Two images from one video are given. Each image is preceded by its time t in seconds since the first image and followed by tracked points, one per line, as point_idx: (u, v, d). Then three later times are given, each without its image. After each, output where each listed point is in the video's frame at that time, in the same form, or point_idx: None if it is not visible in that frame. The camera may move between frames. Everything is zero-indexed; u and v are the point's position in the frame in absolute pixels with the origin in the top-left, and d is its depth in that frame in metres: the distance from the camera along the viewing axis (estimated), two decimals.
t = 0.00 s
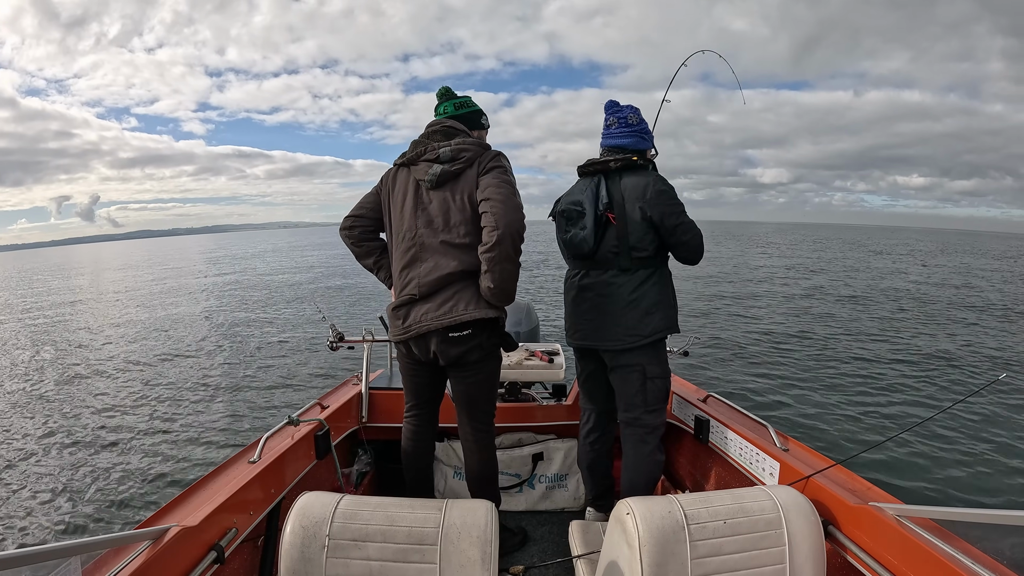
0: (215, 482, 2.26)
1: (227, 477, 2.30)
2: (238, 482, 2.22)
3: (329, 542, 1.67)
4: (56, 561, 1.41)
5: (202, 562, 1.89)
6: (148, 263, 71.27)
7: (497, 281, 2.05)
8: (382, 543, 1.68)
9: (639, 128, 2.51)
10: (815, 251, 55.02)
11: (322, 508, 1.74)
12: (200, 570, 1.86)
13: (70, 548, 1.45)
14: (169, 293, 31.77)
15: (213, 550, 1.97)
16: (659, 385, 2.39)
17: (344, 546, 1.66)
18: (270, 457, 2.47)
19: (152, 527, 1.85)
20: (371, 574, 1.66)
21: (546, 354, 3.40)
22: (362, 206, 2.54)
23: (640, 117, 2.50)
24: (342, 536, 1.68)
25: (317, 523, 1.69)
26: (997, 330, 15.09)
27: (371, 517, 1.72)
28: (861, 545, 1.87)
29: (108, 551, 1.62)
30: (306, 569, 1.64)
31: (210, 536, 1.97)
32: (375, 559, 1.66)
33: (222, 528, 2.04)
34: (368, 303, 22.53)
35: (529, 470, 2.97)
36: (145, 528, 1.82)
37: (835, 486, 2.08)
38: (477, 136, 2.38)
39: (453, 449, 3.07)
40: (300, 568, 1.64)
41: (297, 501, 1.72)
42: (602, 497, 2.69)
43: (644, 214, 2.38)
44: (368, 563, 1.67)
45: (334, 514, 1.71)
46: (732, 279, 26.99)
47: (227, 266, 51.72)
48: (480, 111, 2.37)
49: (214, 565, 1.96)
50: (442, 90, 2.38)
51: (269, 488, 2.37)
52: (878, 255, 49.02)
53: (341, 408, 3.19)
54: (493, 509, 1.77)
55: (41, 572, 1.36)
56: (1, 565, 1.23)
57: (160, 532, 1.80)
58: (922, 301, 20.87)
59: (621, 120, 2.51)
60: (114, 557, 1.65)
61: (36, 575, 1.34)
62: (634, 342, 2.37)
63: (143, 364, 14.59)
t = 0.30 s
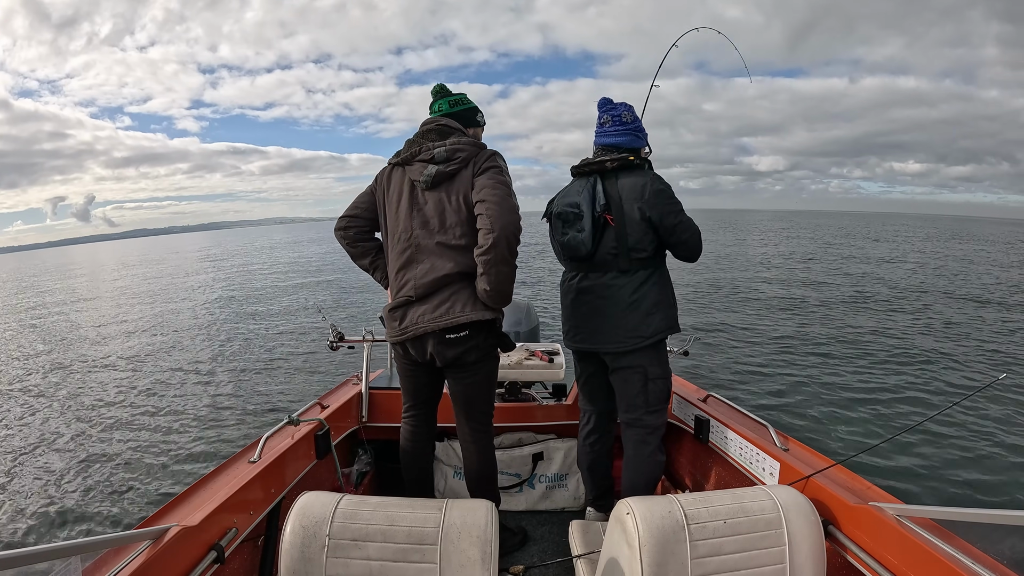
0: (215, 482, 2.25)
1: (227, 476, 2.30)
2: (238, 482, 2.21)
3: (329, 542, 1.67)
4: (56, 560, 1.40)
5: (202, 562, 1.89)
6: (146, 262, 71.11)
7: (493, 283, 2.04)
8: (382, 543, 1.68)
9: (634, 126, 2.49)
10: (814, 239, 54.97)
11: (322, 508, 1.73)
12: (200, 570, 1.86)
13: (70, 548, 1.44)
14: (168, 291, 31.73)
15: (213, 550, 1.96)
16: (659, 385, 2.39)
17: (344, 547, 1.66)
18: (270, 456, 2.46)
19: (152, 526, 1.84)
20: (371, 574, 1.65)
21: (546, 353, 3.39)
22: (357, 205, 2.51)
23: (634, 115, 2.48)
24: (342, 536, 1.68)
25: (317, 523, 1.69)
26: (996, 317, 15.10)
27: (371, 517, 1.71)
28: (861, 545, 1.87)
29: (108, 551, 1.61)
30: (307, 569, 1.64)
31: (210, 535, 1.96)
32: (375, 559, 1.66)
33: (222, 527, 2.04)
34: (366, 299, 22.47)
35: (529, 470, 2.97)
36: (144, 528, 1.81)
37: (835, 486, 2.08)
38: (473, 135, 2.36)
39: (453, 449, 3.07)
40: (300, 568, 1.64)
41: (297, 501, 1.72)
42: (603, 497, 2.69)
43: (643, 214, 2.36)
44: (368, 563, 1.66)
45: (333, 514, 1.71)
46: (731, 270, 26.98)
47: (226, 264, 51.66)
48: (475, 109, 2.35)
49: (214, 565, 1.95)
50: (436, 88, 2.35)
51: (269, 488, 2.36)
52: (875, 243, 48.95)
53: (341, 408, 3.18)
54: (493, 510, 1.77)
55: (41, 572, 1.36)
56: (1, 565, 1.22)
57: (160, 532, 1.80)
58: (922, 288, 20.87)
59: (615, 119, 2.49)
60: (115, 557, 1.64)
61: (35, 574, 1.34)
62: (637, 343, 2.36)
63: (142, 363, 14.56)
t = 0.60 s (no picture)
0: (215, 482, 2.24)
1: (227, 476, 2.29)
2: (238, 482, 2.20)
3: (329, 542, 1.67)
4: (56, 561, 1.40)
5: (201, 562, 1.88)
6: (145, 257, 70.82)
7: (496, 282, 2.04)
8: (382, 543, 1.68)
9: (642, 126, 2.48)
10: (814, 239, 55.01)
11: (322, 508, 1.73)
12: (199, 571, 1.85)
13: (69, 549, 1.44)
14: (166, 286, 31.61)
15: (213, 550, 1.96)
16: (658, 387, 2.39)
17: (344, 546, 1.65)
18: (270, 456, 2.46)
19: (152, 526, 1.84)
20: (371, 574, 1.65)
21: (546, 353, 3.39)
22: (362, 204, 2.51)
23: (642, 115, 2.48)
24: (343, 536, 1.67)
25: (317, 523, 1.69)
26: (996, 319, 15.11)
27: (371, 517, 1.72)
28: (861, 545, 1.87)
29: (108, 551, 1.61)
30: (306, 569, 1.63)
31: (210, 536, 1.96)
32: (375, 559, 1.66)
33: (222, 527, 2.03)
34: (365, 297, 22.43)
35: (529, 470, 2.97)
36: (144, 528, 1.81)
37: (835, 485, 2.08)
38: (480, 136, 2.36)
39: (453, 449, 3.07)
40: (300, 568, 1.64)
41: (297, 501, 1.72)
42: (602, 497, 2.69)
43: (643, 214, 2.36)
44: (368, 563, 1.66)
45: (333, 514, 1.71)
46: (731, 269, 26.97)
47: (225, 259, 51.48)
48: (482, 111, 2.34)
49: (214, 565, 1.95)
50: (444, 90, 2.35)
51: (269, 488, 2.36)
52: (873, 244, 49.05)
53: (341, 408, 3.18)
54: (493, 510, 1.77)
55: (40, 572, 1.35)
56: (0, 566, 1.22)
57: (159, 532, 1.79)
58: (921, 289, 20.89)
59: (623, 118, 2.49)
60: (114, 558, 1.64)
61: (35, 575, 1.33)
62: (633, 344, 2.37)
63: (140, 359, 14.51)
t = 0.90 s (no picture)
0: (214, 482, 2.24)
1: (227, 477, 2.29)
2: (238, 482, 2.20)
3: (329, 542, 1.67)
4: (56, 561, 1.40)
5: (202, 562, 1.88)
6: (143, 258, 70.67)
7: (501, 278, 2.05)
8: (382, 543, 1.68)
9: (652, 130, 2.52)
10: (813, 253, 55.27)
11: (322, 508, 1.73)
12: (199, 571, 1.85)
13: (69, 549, 1.44)
14: (164, 288, 31.52)
15: (213, 550, 1.96)
16: (655, 388, 2.40)
17: (344, 546, 1.66)
18: (271, 456, 2.46)
19: (151, 527, 1.84)
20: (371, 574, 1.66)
21: (546, 354, 3.40)
22: (368, 203, 2.53)
23: (653, 119, 2.52)
24: (343, 535, 1.68)
25: (317, 523, 1.69)
26: (993, 334, 15.19)
27: (372, 517, 1.72)
28: (862, 546, 1.88)
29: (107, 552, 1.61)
30: (306, 569, 1.63)
31: (210, 535, 1.96)
32: (375, 559, 1.66)
33: (222, 527, 2.03)
34: (363, 302, 22.44)
35: (529, 469, 2.97)
36: (144, 528, 1.81)
37: (835, 486, 2.09)
38: (487, 139, 2.39)
39: (453, 449, 3.07)
40: (300, 568, 1.64)
41: (297, 501, 1.72)
42: (602, 498, 2.70)
43: (643, 213, 2.38)
44: (368, 563, 1.66)
45: (333, 514, 1.71)
46: (730, 282, 27.06)
47: (224, 262, 51.44)
48: (489, 116, 2.37)
49: (214, 565, 1.95)
50: (452, 95, 2.38)
51: (269, 488, 2.36)
52: (870, 259, 49.38)
53: (341, 408, 3.18)
54: (493, 509, 1.77)
55: (41, 573, 1.36)
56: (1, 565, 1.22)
57: (159, 533, 1.79)
58: (919, 304, 20.98)
59: (634, 121, 2.52)
60: (114, 558, 1.64)
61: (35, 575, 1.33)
62: (626, 341, 2.38)
63: (137, 360, 14.45)
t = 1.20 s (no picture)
0: (215, 483, 2.24)
1: (227, 477, 2.29)
2: (238, 482, 2.20)
3: (329, 542, 1.67)
4: (56, 561, 1.40)
5: (201, 563, 1.88)
6: (142, 267, 70.66)
7: (500, 277, 2.06)
8: (382, 543, 1.68)
9: (652, 131, 2.54)
10: (812, 262, 55.46)
11: (322, 508, 1.73)
12: (199, 571, 1.85)
13: (69, 549, 1.44)
14: (164, 296, 31.54)
15: (213, 551, 1.96)
16: (654, 388, 2.41)
17: (344, 547, 1.66)
18: (271, 457, 2.46)
19: (151, 527, 1.84)
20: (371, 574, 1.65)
21: (546, 354, 3.41)
22: (369, 204, 2.55)
23: (653, 120, 2.54)
24: (342, 536, 1.68)
25: (317, 523, 1.69)
26: (993, 342, 15.21)
27: (371, 517, 1.72)
28: (862, 546, 1.88)
29: (108, 552, 1.61)
30: (306, 569, 1.64)
31: (210, 536, 1.96)
32: (375, 559, 1.66)
33: (222, 528, 2.03)
34: (363, 311, 22.47)
35: (529, 470, 2.97)
36: (144, 528, 1.81)
37: (835, 486, 2.10)
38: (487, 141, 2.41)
39: (453, 449, 3.07)
40: (300, 569, 1.64)
41: (297, 501, 1.72)
42: (603, 498, 2.69)
43: (645, 213, 2.40)
44: (368, 563, 1.66)
45: (333, 514, 1.71)
46: (730, 290, 27.14)
47: (225, 271, 51.55)
48: (489, 117, 2.39)
49: (214, 565, 1.95)
50: (451, 97, 2.41)
51: (269, 488, 2.35)
52: (867, 267, 49.60)
53: (341, 408, 3.18)
54: (493, 510, 1.77)
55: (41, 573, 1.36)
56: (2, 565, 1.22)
57: (159, 533, 1.79)
58: (918, 312, 21.03)
59: (634, 122, 2.55)
60: (114, 558, 1.64)
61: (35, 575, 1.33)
62: (628, 341, 2.39)
63: (136, 367, 14.45)
